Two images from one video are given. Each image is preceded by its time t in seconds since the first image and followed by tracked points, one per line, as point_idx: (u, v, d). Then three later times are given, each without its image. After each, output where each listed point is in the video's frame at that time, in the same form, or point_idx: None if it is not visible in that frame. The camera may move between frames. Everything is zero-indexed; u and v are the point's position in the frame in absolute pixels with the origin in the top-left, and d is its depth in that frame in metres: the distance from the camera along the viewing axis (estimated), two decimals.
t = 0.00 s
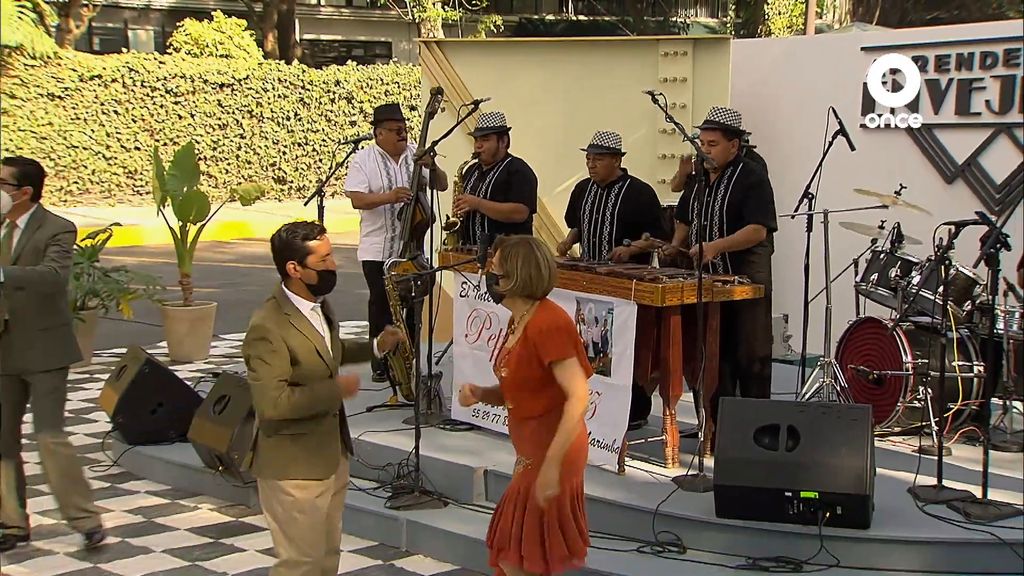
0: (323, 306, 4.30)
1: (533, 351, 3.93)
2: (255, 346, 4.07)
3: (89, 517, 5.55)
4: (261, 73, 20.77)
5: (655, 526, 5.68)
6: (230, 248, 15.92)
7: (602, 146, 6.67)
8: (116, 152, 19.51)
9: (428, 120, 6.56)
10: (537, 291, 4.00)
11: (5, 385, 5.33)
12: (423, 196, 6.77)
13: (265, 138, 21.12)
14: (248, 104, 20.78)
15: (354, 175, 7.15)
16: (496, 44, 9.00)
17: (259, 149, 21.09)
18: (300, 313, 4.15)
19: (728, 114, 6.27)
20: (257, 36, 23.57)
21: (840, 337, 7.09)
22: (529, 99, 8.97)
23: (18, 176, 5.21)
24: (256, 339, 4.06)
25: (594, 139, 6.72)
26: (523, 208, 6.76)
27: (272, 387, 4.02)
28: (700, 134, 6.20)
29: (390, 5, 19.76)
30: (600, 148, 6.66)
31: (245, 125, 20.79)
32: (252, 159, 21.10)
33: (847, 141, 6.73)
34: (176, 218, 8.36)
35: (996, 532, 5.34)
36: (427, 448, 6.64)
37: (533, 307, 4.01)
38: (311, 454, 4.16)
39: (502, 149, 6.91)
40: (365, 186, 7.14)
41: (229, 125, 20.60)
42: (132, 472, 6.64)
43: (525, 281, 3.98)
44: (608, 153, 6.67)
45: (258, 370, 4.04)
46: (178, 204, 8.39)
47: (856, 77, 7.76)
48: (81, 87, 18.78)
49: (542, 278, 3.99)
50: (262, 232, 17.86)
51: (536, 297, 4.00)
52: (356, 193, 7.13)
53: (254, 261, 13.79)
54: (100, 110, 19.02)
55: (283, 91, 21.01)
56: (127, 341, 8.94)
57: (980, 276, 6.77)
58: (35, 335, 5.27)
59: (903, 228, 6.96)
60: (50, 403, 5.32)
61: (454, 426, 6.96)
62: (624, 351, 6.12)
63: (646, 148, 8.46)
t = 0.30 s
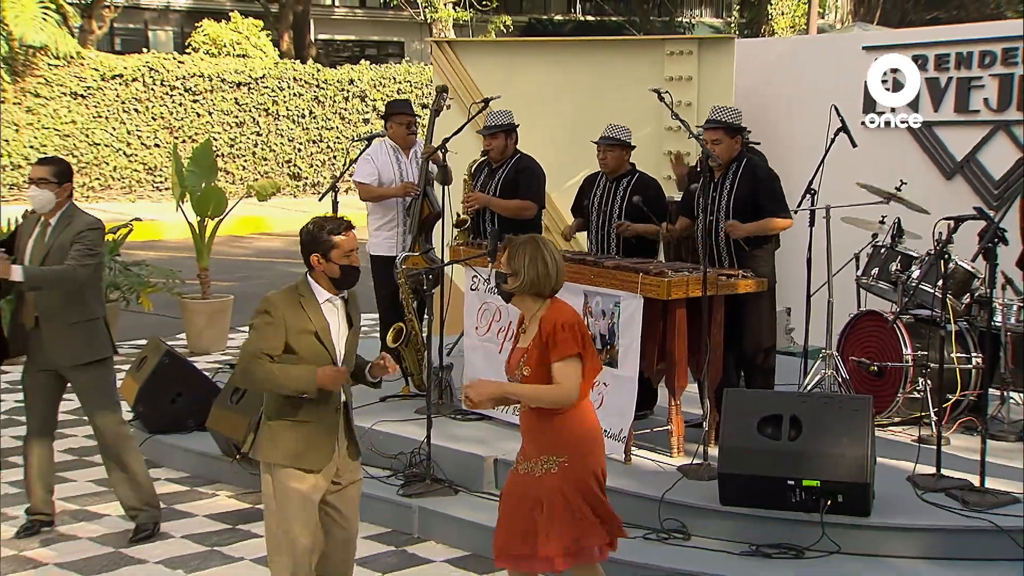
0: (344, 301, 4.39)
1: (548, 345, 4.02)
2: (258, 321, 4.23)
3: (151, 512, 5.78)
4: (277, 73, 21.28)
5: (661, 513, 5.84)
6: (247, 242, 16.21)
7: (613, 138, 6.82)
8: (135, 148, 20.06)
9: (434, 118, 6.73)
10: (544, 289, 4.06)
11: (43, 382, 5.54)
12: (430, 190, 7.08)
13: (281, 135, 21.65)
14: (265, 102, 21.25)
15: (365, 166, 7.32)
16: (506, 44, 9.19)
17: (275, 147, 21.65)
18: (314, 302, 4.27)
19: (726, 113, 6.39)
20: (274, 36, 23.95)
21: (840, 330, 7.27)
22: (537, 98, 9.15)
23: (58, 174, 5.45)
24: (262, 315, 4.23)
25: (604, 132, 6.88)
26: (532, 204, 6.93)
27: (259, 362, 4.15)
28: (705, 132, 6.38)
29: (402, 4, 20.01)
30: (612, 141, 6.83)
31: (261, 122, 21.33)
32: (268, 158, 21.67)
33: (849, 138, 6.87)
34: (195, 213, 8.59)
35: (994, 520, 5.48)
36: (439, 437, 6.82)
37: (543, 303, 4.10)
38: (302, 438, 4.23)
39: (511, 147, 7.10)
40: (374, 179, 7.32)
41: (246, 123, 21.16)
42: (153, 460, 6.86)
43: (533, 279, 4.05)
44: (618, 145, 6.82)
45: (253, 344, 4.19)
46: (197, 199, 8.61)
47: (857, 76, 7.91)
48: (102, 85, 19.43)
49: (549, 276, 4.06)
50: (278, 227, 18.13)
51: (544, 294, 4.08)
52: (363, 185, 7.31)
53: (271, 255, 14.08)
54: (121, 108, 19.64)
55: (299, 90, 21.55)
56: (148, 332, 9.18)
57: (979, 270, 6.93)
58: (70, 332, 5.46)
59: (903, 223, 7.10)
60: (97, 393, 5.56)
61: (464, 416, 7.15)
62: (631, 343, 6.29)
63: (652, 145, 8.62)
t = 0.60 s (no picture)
0: (345, 303, 4.42)
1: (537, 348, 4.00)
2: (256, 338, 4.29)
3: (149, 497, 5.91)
4: (293, 72, 21.53)
5: (667, 502, 5.99)
6: (263, 238, 16.45)
7: (619, 139, 6.97)
8: (155, 147, 20.35)
9: (443, 117, 6.90)
10: (539, 287, 4.13)
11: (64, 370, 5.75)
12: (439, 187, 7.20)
13: (297, 133, 21.94)
14: (281, 101, 21.49)
15: (372, 168, 7.50)
16: (514, 45, 9.36)
17: (293, 144, 21.92)
18: (314, 314, 4.32)
19: (729, 112, 6.62)
20: (290, 36, 24.29)
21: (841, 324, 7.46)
22: (545, 97, 9.33)
23: (83, 166, 5.63)
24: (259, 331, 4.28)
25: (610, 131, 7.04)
26: (541, 202, 7.11)
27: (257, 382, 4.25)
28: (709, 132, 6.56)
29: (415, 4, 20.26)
30: (617, 141, 6.99)
31: (277, 120, 21.55)
32: (283, 156, 21.92)
33: (851, 135, 7.02)
34: (213, 210, 8.80)
35: (992, 508, 5.62)
36: (450, 428, 6.99)
37: (537, 298, 4.16)
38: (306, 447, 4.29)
39: (520, 144, 7.26)
40: (382, 178, 7.49)
41: (262, 121, 21.39)
42: (172, 449, 7.07)
43: (527, 275, 4.11)
44: (623, 146, 6.98)
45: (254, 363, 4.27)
46: (215, 196, 8.82)
47: (860, 75, 8.08)
48: (123, 85, 19.54)
49: (542, 273, 4.12)
50: (292, 223, 18.36)
51: (538, 290, 4.13)
52: (372, 183, 7.48)
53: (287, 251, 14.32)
54: (142, 108, 19.83)
55: (314, 89, 21.79)
56: (168, 326, 9.41)
57: (978, 264, 7.10)
58: (86, 319, 5.64)
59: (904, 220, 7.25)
60: (107, 383, 5.73)
61: (474, 407, 7.33)
62: (637, 337, 6.46)
63: (658, 143, 8.81)
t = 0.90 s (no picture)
0: (340, 289, 4.54)
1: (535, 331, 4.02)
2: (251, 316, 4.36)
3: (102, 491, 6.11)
4: (309, 71, 21.76)
5: (673, 490, 6.16)
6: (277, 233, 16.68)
7: (630, 133, 7.15)
8: (175, 144, 20.52)
9: (457, 115, 7.08)
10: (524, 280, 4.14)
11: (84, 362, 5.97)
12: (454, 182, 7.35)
13: (313, 131, 22.17)
14: (297, 99, 21.71)
15: (388, 163, 7.70)
16: (526, 44, 9.51)
17: (308, 141, 22.14)
18: (309, 296, 4.43)
19: (738, 109, 6.77)
20: (305, 36, 24.55)
21: (844, 316, 7.65)
22: (555, 95, 9.51)
23: (104, 160, 5.88)
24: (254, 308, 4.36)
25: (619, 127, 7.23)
26: (549, 197, 7.28)
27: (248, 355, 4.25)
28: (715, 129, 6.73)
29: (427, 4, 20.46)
30: (625, 136, 7.18)
31: (293, 118, 21.77)
32: (300, 153, 22.05)
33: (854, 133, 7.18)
34: (232, 205, 9.00)
35: (991, 497, 5.77)
36: (461, 417, 7.17)
37: (522, 293, 4.16)
38: (293, 426, 4.36)
39: (530, 141, 7.44)
40: (397, 173, 7.69)
41: (279, 119, 21.62)
42: (192, 438, 7.26)
43: (512, 269, 4.12)
44: (633, 140, 7.16)
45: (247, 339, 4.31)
46: (233, 192, 9.03)
47: (864, 73, 8.25)
48: (144, 84, 19.94)
49: (527, 266, 4.12)
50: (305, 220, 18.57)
51: (523, 283, 4.14)
52: (388, 177, 7.67)
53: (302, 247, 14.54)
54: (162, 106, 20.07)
55: (328, 87, 22.00)
56: (187, 319, 9.62)
57: (979, 259, 7.26)
58: (110, 306, 5.89)
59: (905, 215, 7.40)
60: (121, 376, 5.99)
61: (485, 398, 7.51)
62: (644, 329, 6.62)
63: (664, 139, 8.95)
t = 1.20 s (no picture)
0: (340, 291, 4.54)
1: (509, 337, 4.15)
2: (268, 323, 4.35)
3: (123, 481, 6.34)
4: (323, 70, 21.97)
5: (679, 480, 6.32)
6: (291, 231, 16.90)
7: (633, 136, 7.31)
8: (194, 142, 20.76)
9: (471, 114, 7.24)
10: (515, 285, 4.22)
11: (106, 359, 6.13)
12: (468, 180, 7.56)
13: (327, 129, 22.39)
14: (312, 99, 21.91)
15: (405, 162, 7.89)
16: (535, 44, 9.70)
17: (321, 139, 22.36)
18: (317, 299, 4.40)
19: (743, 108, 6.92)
20: (320, 36, 24.78)
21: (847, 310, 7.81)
22: (565, 95, 9.68)
23: (115, 159, 6.09)
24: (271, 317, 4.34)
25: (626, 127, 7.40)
26: (557, 193, 7.47)
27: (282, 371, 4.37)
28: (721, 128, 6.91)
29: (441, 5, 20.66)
30: (632, 135, 7.35)
31: (307, 117, 21.99)
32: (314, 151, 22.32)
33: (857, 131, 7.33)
34: (248, 202, 9.19)
35: (991, 487, 5.93)
36: (473, 409, 7.35)
37: (514, 297, 4.25)
38: (295, 431, 4.44)
39: (540, 139, 7.61)
40: (415, 171, 7.87)
41: (295, 118, 21.82)
42: (210, 429, 7.45)
43: (501, 275, 4.20)
44: (638, 141, 7.33)
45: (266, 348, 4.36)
46: (250, 188, 9.22)
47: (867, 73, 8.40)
48: (164, 84, 20.09)
49: (517, 271, 4.20)
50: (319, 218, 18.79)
51: (513, 289, 4.22)
52: (406, 176, 7.86)
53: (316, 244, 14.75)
54: (181, 106, 20.29)
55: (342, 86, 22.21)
56: (204, 313, 9.82)
57: (980, 254, 7.40)
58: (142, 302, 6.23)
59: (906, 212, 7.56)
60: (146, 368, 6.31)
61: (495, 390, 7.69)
62: (652, 322, 6.79)
63: (671, 138, 9.12)
